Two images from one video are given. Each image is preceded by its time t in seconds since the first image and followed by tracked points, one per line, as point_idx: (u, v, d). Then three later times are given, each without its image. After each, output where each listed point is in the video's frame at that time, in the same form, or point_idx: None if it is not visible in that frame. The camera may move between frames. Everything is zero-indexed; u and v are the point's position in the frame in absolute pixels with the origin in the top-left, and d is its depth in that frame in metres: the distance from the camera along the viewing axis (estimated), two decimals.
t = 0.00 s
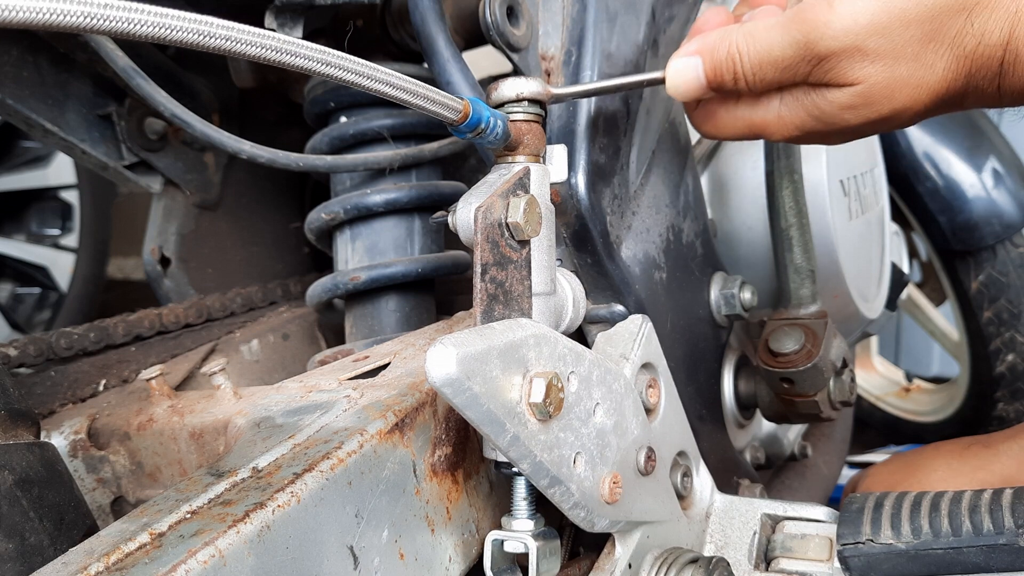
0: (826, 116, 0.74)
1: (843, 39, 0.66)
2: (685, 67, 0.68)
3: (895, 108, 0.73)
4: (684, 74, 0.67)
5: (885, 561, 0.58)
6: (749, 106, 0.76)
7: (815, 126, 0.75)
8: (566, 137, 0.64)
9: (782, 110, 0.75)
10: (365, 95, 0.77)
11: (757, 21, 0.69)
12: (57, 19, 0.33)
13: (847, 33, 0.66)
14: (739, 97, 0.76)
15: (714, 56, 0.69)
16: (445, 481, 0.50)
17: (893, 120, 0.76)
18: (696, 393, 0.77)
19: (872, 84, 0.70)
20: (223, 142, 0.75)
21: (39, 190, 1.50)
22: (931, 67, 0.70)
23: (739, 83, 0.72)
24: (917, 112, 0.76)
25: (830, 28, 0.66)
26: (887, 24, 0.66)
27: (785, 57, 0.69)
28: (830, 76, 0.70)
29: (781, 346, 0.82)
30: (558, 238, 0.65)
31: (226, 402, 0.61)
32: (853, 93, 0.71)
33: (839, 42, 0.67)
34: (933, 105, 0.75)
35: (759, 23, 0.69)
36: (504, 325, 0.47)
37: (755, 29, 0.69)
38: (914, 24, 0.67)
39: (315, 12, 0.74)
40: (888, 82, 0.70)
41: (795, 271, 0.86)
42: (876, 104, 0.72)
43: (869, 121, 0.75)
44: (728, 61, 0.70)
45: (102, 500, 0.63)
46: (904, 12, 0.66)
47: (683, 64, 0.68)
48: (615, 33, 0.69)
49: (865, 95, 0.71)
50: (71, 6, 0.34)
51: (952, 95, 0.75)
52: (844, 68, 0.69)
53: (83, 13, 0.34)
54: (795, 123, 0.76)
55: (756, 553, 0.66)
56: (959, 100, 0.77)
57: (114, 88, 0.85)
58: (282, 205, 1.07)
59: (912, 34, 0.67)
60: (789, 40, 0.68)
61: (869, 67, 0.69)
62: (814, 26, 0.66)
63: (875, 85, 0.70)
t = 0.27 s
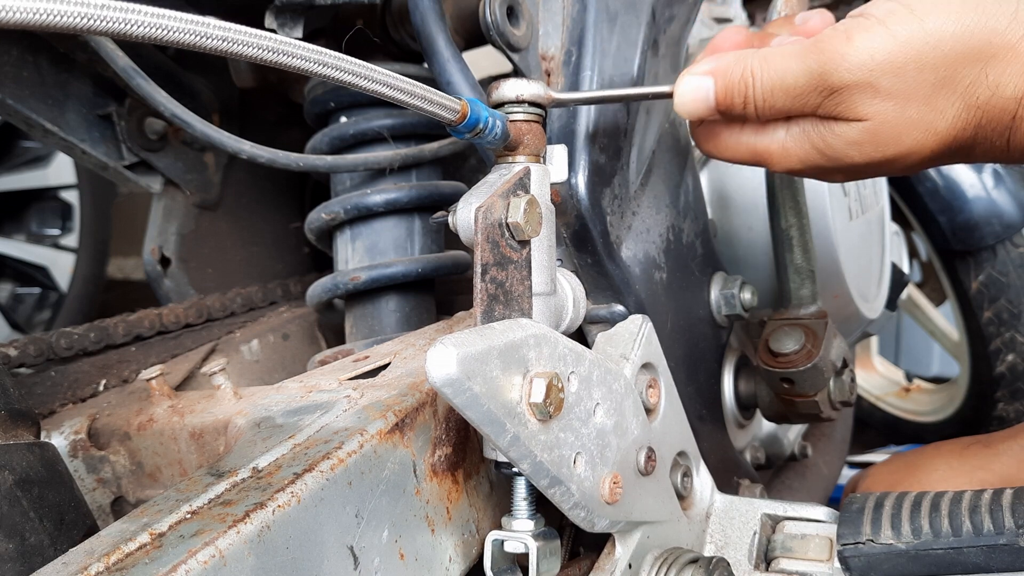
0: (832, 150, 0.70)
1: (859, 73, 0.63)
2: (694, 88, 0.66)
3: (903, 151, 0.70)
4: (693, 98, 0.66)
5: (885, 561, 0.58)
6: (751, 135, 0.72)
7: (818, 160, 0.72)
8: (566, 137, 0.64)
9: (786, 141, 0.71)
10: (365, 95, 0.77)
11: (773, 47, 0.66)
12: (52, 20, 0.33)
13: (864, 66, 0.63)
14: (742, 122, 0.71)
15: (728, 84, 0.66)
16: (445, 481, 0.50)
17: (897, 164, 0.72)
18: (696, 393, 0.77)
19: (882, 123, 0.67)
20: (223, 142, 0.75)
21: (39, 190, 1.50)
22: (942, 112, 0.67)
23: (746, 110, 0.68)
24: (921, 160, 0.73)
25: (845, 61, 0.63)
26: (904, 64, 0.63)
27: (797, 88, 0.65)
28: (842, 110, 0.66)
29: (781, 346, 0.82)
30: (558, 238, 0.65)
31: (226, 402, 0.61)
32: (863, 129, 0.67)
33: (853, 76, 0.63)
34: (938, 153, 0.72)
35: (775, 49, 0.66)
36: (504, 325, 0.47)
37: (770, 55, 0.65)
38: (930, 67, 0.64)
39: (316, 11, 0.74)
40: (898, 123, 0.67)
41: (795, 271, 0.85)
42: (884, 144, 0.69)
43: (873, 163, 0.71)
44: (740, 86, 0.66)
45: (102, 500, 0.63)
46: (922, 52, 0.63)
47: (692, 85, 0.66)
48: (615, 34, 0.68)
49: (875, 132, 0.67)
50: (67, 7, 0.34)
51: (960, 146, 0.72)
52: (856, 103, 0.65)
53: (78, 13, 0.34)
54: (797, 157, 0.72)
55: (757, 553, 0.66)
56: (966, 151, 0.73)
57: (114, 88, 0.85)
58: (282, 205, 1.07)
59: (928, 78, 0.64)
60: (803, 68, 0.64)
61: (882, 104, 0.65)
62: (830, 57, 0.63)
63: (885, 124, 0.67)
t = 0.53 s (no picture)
0: (826, 169, 0.71)
1: (855, 95, 0.64)
2: (688, 98, 0.65)
3: (896, 171, 0.71)
4: (686, 108, 0.66)
5: (885, 561, 0.58)
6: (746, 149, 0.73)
7: (813, 179, 0.72)
8: (566, 137, 0.64)
9: (781, 159, 0.72)
10: (365, 95, 0.77)
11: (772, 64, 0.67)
12: (52, 19, 0.33)
13: (862, 88, 0.64)
14: (736, 136, 0.72)
15: (723, 94, 0.67)
16: (445, 481, 0.50)
17: (891, 184, 0.73)
18: (696, 393, 0.77)
19: (878, 145, 0.67)
20: (223, 142, 0.75)
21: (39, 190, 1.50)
22: (936, 135, 0.68)
23: (742, 127, 0.69)
24: (914, 181, 0.74)
25: (841, 83, 0.64)
26: (901, 88, 0.64)
27: (794, 108, 0.66)
28: (837, 130, 0.67)
29: (781, 346, 0.82)
30: (558, 238, 0.65)
31: (226, 402, 0.61)
32: (858, 150, 0.68)
33: (850, 98, 0.64)
34: (931, 173, 0.73)
35: (773, 67, 0.66)
36: (504, 325, 0.47)
37: (768, 72, 0.66)
38: (925, 91, 0.65)
39: (316, 11, 0.74)
40: (892, 145, 0.68)
41: (795, 271, 0.85)
42: (879, 165, 0.70)
43: (867, 183, 0.72)
44: (735, 102, 0.67)
45: (102, 500, 0.63)
46: (918, 77, 0.64)
47: (687, 94, 0.66)
48: (615, 34, 0.69)
49: (870, 154, 0.68)
50: (67, 7, 0.34)
51: (954, 163, 0.73)
52: (852, 125, 0.66)
53: (78, 13, 0.34)
54: (791, 175, 0.72)
55: (757, 552, 0.66)
56: (958, 170, 0.75)
57: (114, 88, 0.85)
58: (282, 205, 1.07)
59: (922, 102, 0.65)
60: (801, 88, 0.65)
61: (877, 127, 0.66)
62: (826, 79, 0.64)
63: (880, 147, 0.68)
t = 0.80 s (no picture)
0: (810, 149, 0.72)
1: (840, 96, 0.62)
2: (670, 80, 0.63)
3: (881, 144, 0.72)
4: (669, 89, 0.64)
5: (885, 561, 0.58)
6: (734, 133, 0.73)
7: (798, 158, 0.75)
8: (566, 136, 0.64)
9: (765, 142, 0.73)
10: (365, 95, 0.77)
11: (746, 64, 0.63)
12: (53, 20, 0.33)
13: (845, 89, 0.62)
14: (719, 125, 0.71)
15: (698, 88, 0.63)
16: (445, 481, 0.50)
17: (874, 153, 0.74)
18: (696, 393, 0.77)
19: (863, 132, 0.68)
20: (223, 142, 0.75)
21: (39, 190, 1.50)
22: (914, 114, 0.69)
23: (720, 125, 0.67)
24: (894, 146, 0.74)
25: (825, 85, 0.61)
26: (880, 81, 0.62)
27: (772, 112, 0.63)
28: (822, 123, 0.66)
29: (781, 346, 0.82)
30: (558, 238, 0.65)
31: (226, 402, 0.61)
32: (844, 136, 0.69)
33: (829, 100, 0.62)
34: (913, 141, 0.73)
35: (747, 69, 0.63)
36: (504, 325, 0.47)
37: (743, 77, 0.63)
38: (905, 78, 0.63)
39: (316, 11, 0.74)
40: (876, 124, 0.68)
41: (795, 270, 0.86)
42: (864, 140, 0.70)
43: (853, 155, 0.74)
44: (709, 104, 0.64)
45: (102, 500, 0.63)
46: (897, 68, 0.62)
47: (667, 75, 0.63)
48: (615, 34, 0.69)
49: (856, 138, 0.69)
50: (68, 7, 0.34)
51: (935, 128, 0.73)
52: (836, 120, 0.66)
53: (79, 13, 0.34)
54: (776, 156, 0.75)
55: (757, 552, 0.66)
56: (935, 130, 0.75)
57: (114, 88, 0.85)
58: (281, 205, 1.07)
59: (903, 89, 0.64)
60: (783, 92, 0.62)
61: (862, 119, 0.66)
62: (808, 84, 0.61)
63: (865, 132, 0.68)
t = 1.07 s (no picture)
0: (816, 148, 0.77)
1: (839, 98, 0.67)
2: (664, 77, 0.64)
3: (890, 146, 0.75)
4: (661, 88, 0.65)
5: (886, 561, 0.58)
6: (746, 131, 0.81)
7: (805, 160, 0.80)
8: (566, 137, 0.65)
9: (773, 141, 0.80)
10: (365, 95, 0.77)
11: (748, 62, 0.69)
12: (53, 20, 0.33)
13: (844, 92, 0.66)
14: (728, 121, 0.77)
15: (698, 81, 0.67)
16: (445, 482, 0.50)
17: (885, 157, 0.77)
18: (696, 393, 0.77)
19: (868, 133, 0.72)
20: (223, 142, 0.75)
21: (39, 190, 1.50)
22: (921, 118, 0.71)
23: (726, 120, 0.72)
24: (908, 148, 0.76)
25: (823, 86, 0.66)
26: (883, 84, 0.66)
27: (775, 108, 0.69)
28: (824, 124, 0.71)
29: (781, 346, 0.82)
30: (557, 238, 0.65)
31: (226, 402, 0.61)
32: (851, 136, 0.73)
33: (830, 99, 0.67)
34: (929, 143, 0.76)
35: (749, 67, 0.68)
36: (504, 325, 0.47)
37: (744, 73, 0.68)
38: (909, 83, 0.67)
39: (316, 11, 0.74)
40: (882, 125, 0.72)
41: (795, 270, 0.86)
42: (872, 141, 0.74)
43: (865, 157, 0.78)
44: (710, 97, 0.69)
45: (102, 500, 0.63)
46: (902, 73, 0.66)
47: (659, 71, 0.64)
48: (615, 34, 0.69)
49: (864, 138, 0.73)
50: (69, 7, 0.34)
51: (941, 134, 0.76)
52: (839, 120, 0.70)
53: (79, 13, 0.34)
54: (782, 158, 0.81)
55: (757, 553, 0.66)
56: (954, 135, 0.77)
57: (114, 88, 0.85)
58: (281, 205, 1.07)
59: (907, 93, 0.68)
60: (786, 93, 0.67)
61: (866, 121, 0.70)
62: (809, 83, 0.66)
63: (872, 133, 0.72)
